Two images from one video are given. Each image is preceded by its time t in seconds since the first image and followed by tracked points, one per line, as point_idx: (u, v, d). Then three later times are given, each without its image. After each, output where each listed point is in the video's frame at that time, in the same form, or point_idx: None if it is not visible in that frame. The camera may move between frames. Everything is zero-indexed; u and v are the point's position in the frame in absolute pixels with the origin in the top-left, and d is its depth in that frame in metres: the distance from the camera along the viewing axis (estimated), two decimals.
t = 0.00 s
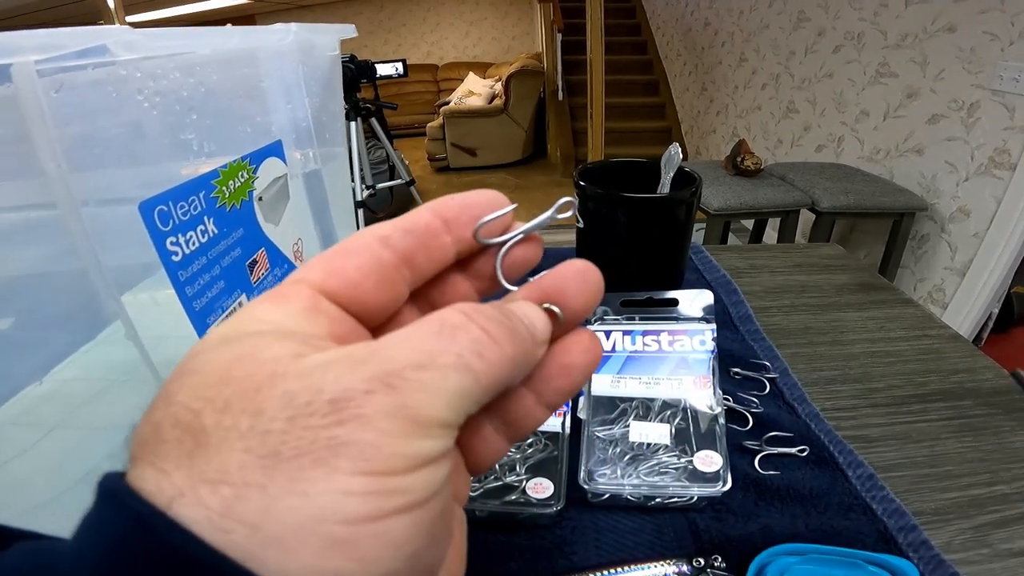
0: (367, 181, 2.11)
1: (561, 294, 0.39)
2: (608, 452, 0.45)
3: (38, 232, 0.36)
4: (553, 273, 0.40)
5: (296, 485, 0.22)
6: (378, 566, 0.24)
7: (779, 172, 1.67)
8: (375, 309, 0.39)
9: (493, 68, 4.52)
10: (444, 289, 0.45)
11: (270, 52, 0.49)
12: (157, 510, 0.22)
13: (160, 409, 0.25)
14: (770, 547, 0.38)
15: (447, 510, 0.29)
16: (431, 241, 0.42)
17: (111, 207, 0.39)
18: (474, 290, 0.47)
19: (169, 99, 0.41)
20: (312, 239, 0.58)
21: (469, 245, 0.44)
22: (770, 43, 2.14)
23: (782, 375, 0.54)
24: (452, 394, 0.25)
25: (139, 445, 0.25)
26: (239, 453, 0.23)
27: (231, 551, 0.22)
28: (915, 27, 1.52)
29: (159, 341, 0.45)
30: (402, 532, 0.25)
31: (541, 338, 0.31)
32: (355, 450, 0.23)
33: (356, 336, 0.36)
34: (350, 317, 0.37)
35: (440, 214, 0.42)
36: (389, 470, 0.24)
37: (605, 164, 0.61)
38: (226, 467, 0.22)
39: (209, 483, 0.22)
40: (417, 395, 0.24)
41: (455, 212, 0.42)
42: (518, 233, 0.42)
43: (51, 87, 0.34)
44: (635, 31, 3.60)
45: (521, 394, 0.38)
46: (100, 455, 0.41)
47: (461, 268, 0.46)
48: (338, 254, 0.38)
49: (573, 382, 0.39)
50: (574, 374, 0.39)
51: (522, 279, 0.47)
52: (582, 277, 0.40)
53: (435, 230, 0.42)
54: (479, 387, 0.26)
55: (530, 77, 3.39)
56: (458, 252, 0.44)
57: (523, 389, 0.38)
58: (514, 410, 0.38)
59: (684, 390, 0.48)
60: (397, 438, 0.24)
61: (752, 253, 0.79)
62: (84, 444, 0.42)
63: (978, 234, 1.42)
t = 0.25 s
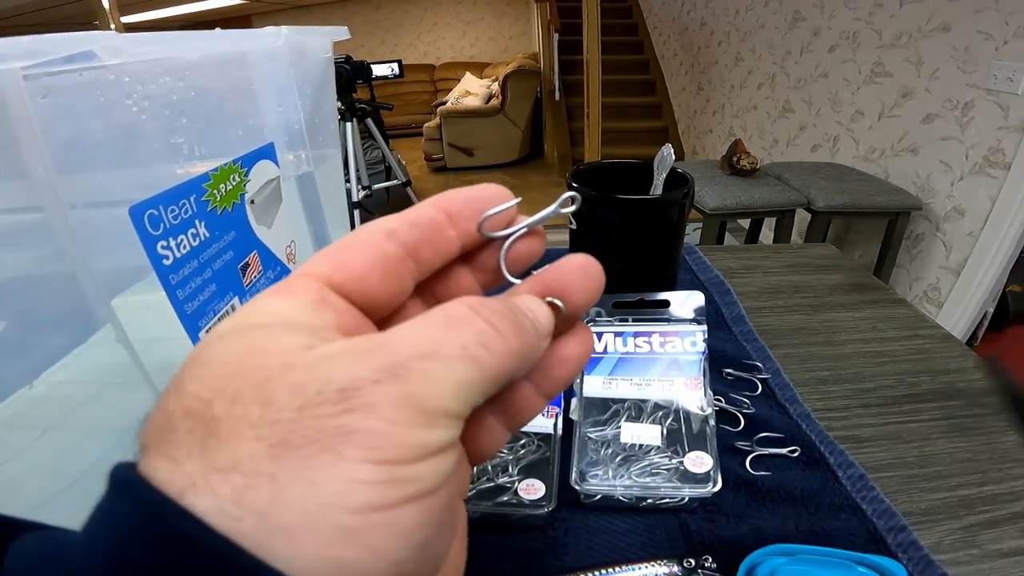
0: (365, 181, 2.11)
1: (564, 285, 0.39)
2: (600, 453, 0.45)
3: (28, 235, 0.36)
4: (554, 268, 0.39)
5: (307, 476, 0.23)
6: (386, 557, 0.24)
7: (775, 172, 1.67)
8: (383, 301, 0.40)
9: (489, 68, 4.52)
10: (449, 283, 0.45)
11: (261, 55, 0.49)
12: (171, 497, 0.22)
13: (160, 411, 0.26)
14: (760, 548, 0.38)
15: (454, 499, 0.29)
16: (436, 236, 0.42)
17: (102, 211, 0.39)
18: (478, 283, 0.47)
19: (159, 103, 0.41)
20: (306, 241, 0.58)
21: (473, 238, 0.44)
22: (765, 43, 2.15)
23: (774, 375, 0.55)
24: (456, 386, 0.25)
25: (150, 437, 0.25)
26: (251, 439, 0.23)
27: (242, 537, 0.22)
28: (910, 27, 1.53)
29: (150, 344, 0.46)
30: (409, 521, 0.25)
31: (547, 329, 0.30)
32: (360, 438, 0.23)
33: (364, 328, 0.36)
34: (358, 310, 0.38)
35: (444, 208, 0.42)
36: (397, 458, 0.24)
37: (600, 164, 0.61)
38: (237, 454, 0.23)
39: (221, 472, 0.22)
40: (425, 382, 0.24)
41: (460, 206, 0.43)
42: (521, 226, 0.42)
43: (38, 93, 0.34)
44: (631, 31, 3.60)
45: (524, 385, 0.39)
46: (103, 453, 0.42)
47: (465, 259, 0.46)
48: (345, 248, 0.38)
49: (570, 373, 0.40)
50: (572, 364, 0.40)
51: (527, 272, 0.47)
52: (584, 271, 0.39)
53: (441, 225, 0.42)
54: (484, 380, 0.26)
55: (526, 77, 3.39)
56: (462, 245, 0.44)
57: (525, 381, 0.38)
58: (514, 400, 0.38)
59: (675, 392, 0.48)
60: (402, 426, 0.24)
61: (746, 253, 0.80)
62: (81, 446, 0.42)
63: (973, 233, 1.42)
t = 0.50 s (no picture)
0: (365, 181, 2.11)
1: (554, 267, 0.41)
2: (597, 449, 0.45)
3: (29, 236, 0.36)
4: (544, 250, 0.40)
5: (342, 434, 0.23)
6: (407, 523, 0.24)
7: (774, 171, 1.68)
8: (385, 279, 0.40)
9: (489, 68, 4.53)
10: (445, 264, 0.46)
11: (260, 56, 0.49)
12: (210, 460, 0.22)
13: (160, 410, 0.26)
14: (754, 543, 0.39)
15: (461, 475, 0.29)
16: (435, 219, 0.43)
17: (101, 210, 0.39)
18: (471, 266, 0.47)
19: (158, 103, 0.41)
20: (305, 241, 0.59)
21: (469, 223, 0.45)
22: (764, 42, 2.15)
23: (770, 373, 0.55)
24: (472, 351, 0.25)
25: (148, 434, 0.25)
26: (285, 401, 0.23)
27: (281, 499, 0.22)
28: (909, 26, 1.53)
29: (151, 342, 0.46)
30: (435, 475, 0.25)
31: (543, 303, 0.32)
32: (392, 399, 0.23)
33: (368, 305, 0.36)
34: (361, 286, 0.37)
35: (443, 192, 0.43)
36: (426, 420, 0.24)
37: (597, 163, 0.62)
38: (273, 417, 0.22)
39: (258, 434, 0.22)
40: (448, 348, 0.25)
41: (457, 192, 0.44)
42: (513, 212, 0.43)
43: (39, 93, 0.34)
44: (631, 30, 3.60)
45: (516, 357, 0.38)
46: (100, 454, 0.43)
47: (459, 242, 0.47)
48: (347, 227, 0.38)
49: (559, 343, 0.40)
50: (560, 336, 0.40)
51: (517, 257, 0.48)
52: (572, 252, 0.41)
53: (440, 209, 0.43)
54: (490, 351, 0.27)
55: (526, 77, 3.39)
56: (459, 228, 0.45)
57: (519, 354, 0.38)
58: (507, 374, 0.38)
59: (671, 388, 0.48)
60: (424, 387, 0.24)
61: (744, 251, 0.80)
62: (80, 444, 0.43)
63: (972, 232, 1.43)
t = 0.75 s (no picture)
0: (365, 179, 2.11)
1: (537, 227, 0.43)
2: (594, 445, 0.45)
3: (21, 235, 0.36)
4: (524, 211, 0.43)
5: (377, 361, 0.28)
6: (428, 454, 0.28)
7: (775, 167, 1.67)
8: (384, 246, 0.41)
9: (489, 65, 4.51)
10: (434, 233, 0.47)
11: (255, 53, 0.49)
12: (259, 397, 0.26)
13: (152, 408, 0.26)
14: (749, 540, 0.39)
15: (464, 447, 0.30)
16: (426, 191, 0.44)
17: (92, 207, 0.39)
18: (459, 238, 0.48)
19: (151, 101, 0.41)
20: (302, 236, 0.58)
21: (457, 195, 0.46)
22: (765, 38, 2.14)
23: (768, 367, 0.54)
24: (476, 293, 0.32)
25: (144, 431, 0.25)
26: (321, 342, 0.27)
27: (327, 428, 0.25)
28: (909, 22, 1.53)
29: (147, 339, 0.46)
30: (455, 402, 0.30)
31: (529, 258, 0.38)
32: (416, 333, 0.29)
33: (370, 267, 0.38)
34: (363, 252, 0.39)
35: (432, 167, 0.44)
36: (445, 350, 0.29)
37: (594, 158, 0.61)
38: (311, 356, 0.27)
39: (300, 371, 0.26)
40: (455, 287, 0.31)
41: (445, 165, 0.45)
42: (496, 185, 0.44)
43: (30, 91, 0.34)
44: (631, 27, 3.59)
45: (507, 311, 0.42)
46: (101, 446, 0.42)
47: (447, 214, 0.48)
48: (346, 197, 0.40)
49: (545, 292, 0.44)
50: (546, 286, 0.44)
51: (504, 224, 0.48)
52: (550, 211, 0.43)
53: (429, 181, 0.44)
54: (494, 295, 0.33)
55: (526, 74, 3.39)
56: (447, 202, 0.46)
57: (509, 306, 0.42)
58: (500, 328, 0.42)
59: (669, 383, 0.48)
60: (439, 333, 0.30)
61: (742, 247, 0.80)
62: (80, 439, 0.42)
63: (973, 228, 1.42)
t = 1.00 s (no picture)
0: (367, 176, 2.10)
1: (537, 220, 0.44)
2: (601, 445, 0.45)
3: (25, 230, 0.36)
4: (525, 204, 0.45)
5: (381, 352, 0.27)
6: (436, 453, 0.27)
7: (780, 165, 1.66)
8: (381, 240, 0.41)
9: (493, 62, 4.50)
10: (431, 228, 0.46)
11: (262, 48, 0.49)
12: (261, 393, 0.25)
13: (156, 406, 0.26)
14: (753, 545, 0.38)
15: (472, 447, 0.29)
16: (422, 185, 0.44)
17: (97, 203, 0.39)
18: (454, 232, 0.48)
19: (156, 96, 0.41)
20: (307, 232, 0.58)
21: (454, 190, 0.46)
22: (771, 36, 2.13)
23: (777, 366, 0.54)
24: (479, 280, 0.32)
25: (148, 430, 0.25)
26: (324, 335, 0.27)
27: (334, 428, 0.25)
28: (917, 20, 1.51)
29: (153, 336, 0.45)
30: (464, 389, 0.29)
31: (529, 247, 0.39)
32: (421, 322, 0.29)
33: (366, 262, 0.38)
34: (360, 246, 0.39)
35: (430, 162, 0.44)
36: (450, 339, 0.29)
37: (601, 155, 0.61)
38: (314, 348, 0.27)
39: (302, 365, 0.26)
40: (458, 274, 0.31)
41: (443, 161, 0.45)
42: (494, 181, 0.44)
43: (34, 85, 0.34)
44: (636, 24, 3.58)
45: (511, 308, 0.41)
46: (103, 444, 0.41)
47: (444, 209, 0.47)
48: (346, 191, 0.40)
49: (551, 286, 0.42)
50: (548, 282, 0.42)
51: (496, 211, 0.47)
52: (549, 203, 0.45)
53: (426, 175, 0.44)
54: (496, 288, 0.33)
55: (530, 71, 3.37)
56: (445, 196, 0.46)
57: (513, 302, 0.41)
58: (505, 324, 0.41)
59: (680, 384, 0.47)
60: (448, 332, 0.29)
61: (750, 245, 0.79)
62: (82, 436, 0.41)
63: (980, 227, 1.41)
